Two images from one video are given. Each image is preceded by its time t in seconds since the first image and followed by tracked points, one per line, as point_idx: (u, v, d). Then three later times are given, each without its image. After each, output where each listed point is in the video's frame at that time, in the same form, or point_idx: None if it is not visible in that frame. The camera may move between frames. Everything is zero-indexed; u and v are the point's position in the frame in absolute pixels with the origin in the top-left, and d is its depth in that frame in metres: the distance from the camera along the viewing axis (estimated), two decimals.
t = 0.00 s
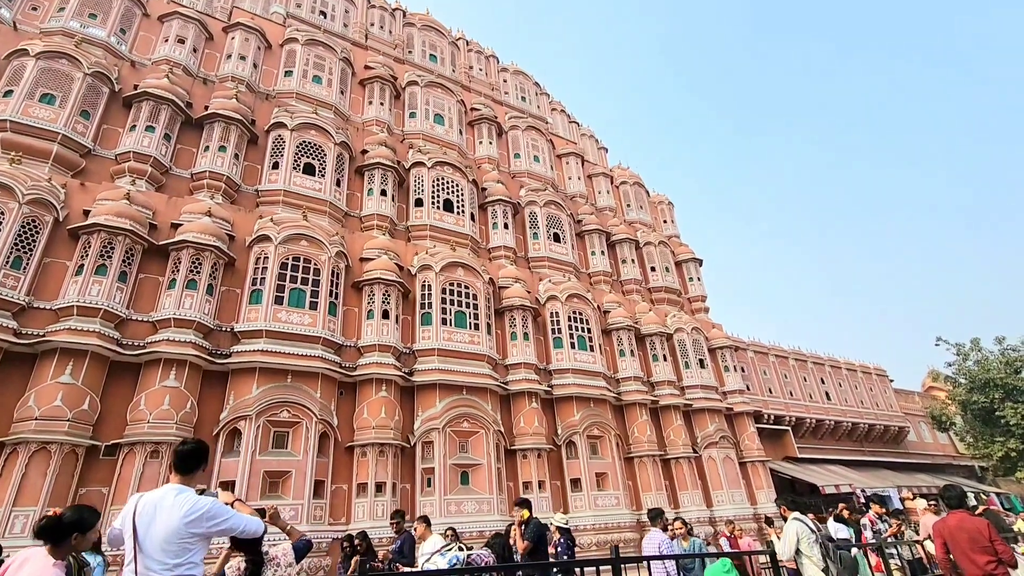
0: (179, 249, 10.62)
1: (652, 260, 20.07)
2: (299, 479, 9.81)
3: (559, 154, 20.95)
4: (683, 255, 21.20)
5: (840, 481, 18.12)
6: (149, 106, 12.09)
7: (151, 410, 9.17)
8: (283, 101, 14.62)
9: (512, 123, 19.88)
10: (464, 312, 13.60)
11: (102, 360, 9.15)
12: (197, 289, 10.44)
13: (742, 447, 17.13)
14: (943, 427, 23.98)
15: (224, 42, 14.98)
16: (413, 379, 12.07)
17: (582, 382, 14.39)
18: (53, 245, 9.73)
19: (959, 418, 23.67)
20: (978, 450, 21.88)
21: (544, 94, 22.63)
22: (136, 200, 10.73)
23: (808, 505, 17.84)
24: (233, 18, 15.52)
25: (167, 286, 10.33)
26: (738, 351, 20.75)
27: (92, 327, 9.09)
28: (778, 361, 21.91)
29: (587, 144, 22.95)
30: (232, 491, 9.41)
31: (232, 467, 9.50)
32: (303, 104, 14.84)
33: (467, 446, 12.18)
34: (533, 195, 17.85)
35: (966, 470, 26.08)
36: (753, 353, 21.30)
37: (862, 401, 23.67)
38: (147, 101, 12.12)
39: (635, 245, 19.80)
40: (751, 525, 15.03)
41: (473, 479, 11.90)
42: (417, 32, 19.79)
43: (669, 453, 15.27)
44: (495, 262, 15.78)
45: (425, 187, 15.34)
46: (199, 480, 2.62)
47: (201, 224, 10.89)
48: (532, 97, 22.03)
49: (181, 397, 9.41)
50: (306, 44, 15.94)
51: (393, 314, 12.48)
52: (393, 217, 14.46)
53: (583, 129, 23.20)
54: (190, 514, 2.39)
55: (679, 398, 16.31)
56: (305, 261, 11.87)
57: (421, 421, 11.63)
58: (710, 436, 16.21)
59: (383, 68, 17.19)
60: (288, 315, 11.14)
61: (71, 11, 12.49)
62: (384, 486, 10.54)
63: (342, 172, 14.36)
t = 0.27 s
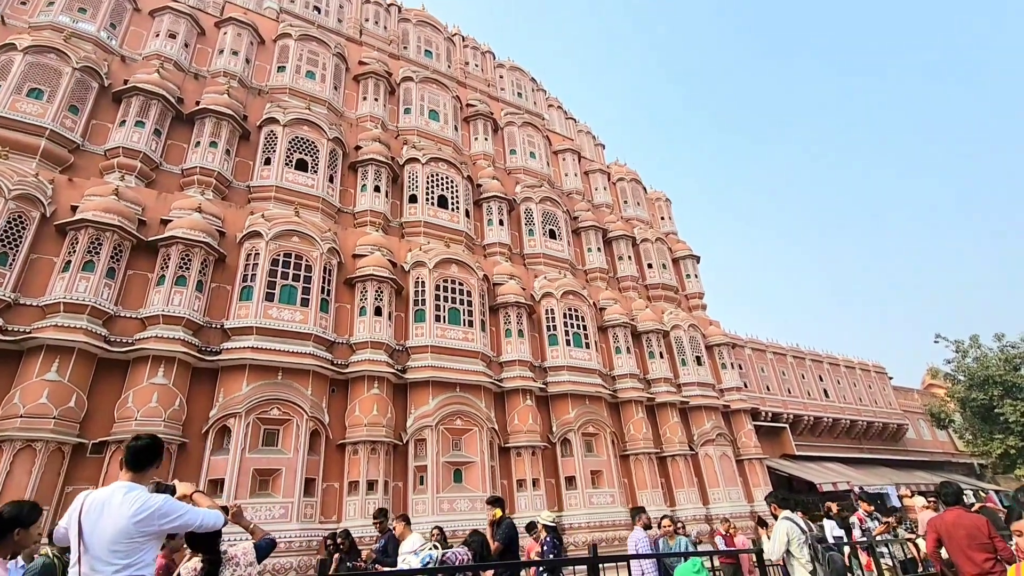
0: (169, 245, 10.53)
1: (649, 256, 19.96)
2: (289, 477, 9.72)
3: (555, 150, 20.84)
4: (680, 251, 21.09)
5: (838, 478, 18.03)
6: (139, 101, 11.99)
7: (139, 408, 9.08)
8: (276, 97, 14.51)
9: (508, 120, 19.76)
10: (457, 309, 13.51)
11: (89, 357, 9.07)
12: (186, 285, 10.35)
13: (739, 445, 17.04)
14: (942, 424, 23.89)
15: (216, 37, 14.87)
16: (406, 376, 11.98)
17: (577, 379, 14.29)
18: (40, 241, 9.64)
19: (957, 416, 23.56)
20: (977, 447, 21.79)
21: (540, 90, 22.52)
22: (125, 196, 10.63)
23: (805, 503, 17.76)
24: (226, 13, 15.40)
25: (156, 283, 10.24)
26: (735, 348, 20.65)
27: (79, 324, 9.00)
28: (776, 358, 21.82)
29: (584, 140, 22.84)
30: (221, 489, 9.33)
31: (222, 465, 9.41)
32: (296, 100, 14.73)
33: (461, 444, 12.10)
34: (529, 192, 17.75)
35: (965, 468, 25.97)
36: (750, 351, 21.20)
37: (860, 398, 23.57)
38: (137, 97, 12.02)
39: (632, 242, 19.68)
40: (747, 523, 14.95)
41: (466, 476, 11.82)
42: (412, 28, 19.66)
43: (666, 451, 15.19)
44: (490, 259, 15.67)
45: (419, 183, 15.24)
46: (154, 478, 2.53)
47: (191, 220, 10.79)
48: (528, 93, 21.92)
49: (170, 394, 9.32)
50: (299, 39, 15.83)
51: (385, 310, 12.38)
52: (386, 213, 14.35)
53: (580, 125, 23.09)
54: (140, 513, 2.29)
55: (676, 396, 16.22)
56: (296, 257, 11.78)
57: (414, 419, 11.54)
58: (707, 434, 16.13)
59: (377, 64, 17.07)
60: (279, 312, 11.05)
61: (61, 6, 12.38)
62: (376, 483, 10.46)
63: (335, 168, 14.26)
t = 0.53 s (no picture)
0: (158, 241, 10.43)
1: (647, 253, 19.84)
2: (279, 474, 9.65)
3: (552, 146, 20.72)
4: (678, 248, 20.97)
5: (835, 475, 17.96)
6: (129, 96, 11.88)
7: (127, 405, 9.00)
8: (269, 92, 14.41)
9: (505, 115, 19.63)
10: (451, 305, 13.42)
11: (77, 354, 8.99)
12: (176, 282, 10.26)
13: (736, 442, 16.96)
14: (941, 421, 23.80)
15: (208, 32, 14.76)
16: (399, 373, 11.90)
17: (572, 376, 14.20)
18: (27, 237, 9.55)
19: (957, 412, 23.45)
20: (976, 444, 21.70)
21: (537, 86, 22.39)
22: (114, 191, 10.54)
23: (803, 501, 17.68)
24: (218, 8, 15.28)
25: (145, 279, 10.15)
26: (733, 345, 20.55)
27: (66, 320, 8.91)
28: (774, 355, 21.72)
29: (581, 136, 22.71)
30: (211, 487, 9.26)
31: (211, 463, 9.35)
32: (289, 95, 14.62)
33: (454, 441, 12.02)
34: (525, 188, 17.63)
35: (964, 465, 25.89)
36: (748, 348, 21.10)
37: (859, 395, 23.48)
38: (127, 91, 11.91)
39: (629, 238, 19.58)
40: (744, 520, 14.87)
41: (460, 474, 11.75)
42: (408, 23, 19.53)
43: (662, 448, 15.11)
44: (485, 255, 15.58)
45: (414, 179, 15.13)
46: (105, 472, 2.50)
47: (181, 216, 10.69)
48: (525, 88, 21.79)
49: (158, 391, 9.23)
50: (292, 34, 15.70)
51: (378, 307, 12.29)
52: (380, 209, 14.26)
53: (577, 121, 22.96)
54: (86, 511, 2.27)
55: (672, 393, 16.13)
56: (288, 253, 11.68)
57: (407, 416, 11.46)
58: (704, 431, 16.04)
59: (372, 59, 16.95)
60: (270, 308, 10.97)
61: None
62: (368, 481, 10.38)
63: (329, 164, 14.16)
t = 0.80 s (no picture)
0: (147, 237, 10.33)
1: (644, 249, 19.71)
2: (270, 471, 9.57)
3: (549, 141, 20.59)
4: (675, 244, 20.84)
5: (834, 472, 17.86)
6: (119, 90, 11.77)
7: (115, 401, 8.90)
8: (262, 86, 14.29)
9: (501, 110, 19.49)
10: (446, 301, 13.31)
11: (64, 350, 8.90)
12: (165, 277, 10.16)
13: (734, 438, 16.87)
14: (940, 418, 23.70)
15: (200, 26, 14.64)
16: (392, 369, 11.81)
17: (568, 373, 14.10)
18: (15, 232, 9.45)
19: (956, 409, 23.33)
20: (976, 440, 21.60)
21: (534, 81, 22.25)
22: (103, 186, 10.43)
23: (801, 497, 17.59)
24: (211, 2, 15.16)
25: (135, 275, 10.05)
26: (731, 341, 20.43)
27: (54, 316, 8.82)
28: (773, 351, 21.61)
29: (579, 131, 22.59)
30: (200, 484, 9.19)
31: (200, 459, 9.27)
32: (283, 89, 14.50)
33: (448, 438, 11.93)
34: (521, 183, 17.51)
35: (963, 461, 25.79)
36: (746, 344, 20.99)
37: (858, 392, 23.37)
38: (117, 85, 11.80)
39: (626, 234, 19.45)
40: (741, 517, 14.79)
41: (453, 471, 11.66)
42: (403, 17, 19.39)
43: (658, 445, 15.02)
44: (480, 251, 15.47)
45: (408, 174, 15.01)
46: (52, 472, 2.70)
47: (171, 211, 10.59)
48: (522, 83, 21.66)
49: (147, 387, 9.15)
50: (286, 28, 15.57)
51: (371, 303, 12.19)
52: (374, 205, 14.15)
53: (574, 116, 22.82)
54: (25, 510, 2.42)
55: (669, 389, 16.03)
56: (279, 249, 11.58)
57: (400, 413, 11.37)
58: (701, 427, 15.94)
59: (367, 53, 16.82)
60: (262, 304, 10.88)
61: None
62: (359, 478, 10.30)
63: (322, 159, 14.05)
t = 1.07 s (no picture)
0: (138, 231, 10.25)
1: (642, 244, 19.60)
2: (261, 467, 9.51)
3: (546, 136, 20.47)
4: (673, 239, 20.73)
5: (832, 468, 17.78)
6: (109, 84, 11.68)
7: (105, 396, 8.84)
8: (254, 80, 14.19)
9: (498, 105, 19.36)
10: (440, 296, 13.23)
11: (53, 345, 8.84)
12: (156, 272, 10.09)
13: (731, 434, 16.80)
14: (940, 413, 23.60)
15: (193, 19, 14.53)
16: (386, 364, 11.74)
17: (563, 368, 14.03)
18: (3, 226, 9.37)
19: (956, 405, 23.21)
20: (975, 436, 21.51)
21: (531, 75, 22.11)
22: (93, 180, 10.35)
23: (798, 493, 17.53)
24: None
25: (124, 269, 9.98)
26: (729, 337, 20.35)
27: (42, 311, 8.76)
28: (771, 347, 21.53)
29: (576, 126, 22.45)
30: (190, 479, 9.13)
31: (190, 455, 9.21)
32: (276, 83, 14.40)
33: (441, 434, 11.87)
34: (517, 177, 17.40)
35: (963, 457, 25.70)
36: (745, 339, 20.90)
37: (857, 387, 23.28)
38: (107, 79, 11.71)
39: (623, 229, 19.35)
40: (738, 513, 14.73)
41: (447, 467, 11.60)
42: (399, 11, 19.24)
43: (654, 440, 14.95)
44: (476, 246, 15.38)
45: (403, 169, 14.91)
46: None
47: (162, 205, 10.51)
48: (519, 78, 21.51)
49: (137, 382, 9.08)
50: (279, 21, 15.45)
51: (365, 298, 12.11)
52: (368, 199, 14.05)
53: (572, 111, 22.68)
54: None
55: (666, 385, 15.94)
56: (271, 244, 11.50)
57: (393, 408, 11.31)
58: (697, 423, 15.88)
59: (362, 47, 16.70)
60: (253, 299, 10.81)
61: None
62: (352, 473, 10.24)
63: (315, 153, 13.95)
